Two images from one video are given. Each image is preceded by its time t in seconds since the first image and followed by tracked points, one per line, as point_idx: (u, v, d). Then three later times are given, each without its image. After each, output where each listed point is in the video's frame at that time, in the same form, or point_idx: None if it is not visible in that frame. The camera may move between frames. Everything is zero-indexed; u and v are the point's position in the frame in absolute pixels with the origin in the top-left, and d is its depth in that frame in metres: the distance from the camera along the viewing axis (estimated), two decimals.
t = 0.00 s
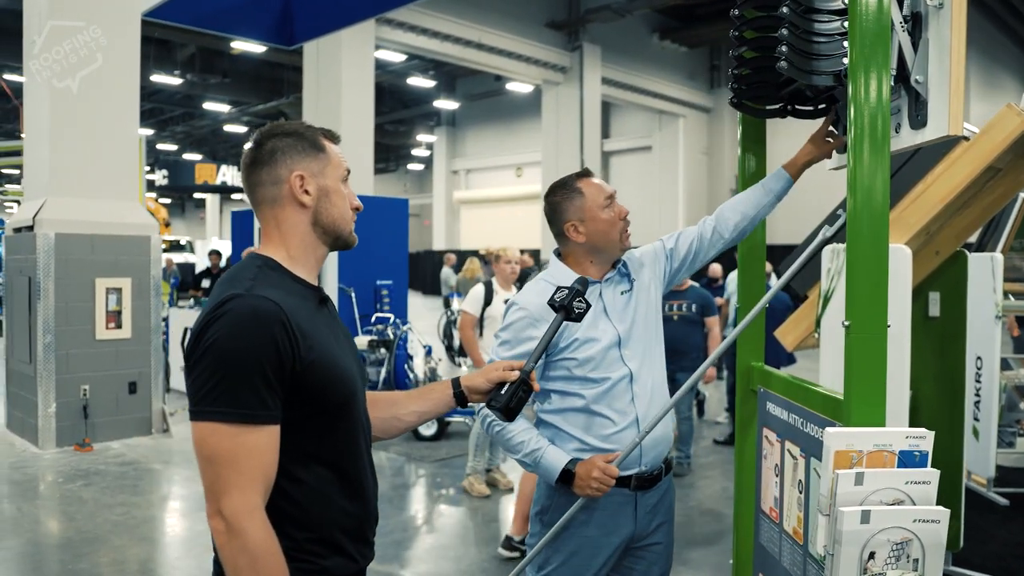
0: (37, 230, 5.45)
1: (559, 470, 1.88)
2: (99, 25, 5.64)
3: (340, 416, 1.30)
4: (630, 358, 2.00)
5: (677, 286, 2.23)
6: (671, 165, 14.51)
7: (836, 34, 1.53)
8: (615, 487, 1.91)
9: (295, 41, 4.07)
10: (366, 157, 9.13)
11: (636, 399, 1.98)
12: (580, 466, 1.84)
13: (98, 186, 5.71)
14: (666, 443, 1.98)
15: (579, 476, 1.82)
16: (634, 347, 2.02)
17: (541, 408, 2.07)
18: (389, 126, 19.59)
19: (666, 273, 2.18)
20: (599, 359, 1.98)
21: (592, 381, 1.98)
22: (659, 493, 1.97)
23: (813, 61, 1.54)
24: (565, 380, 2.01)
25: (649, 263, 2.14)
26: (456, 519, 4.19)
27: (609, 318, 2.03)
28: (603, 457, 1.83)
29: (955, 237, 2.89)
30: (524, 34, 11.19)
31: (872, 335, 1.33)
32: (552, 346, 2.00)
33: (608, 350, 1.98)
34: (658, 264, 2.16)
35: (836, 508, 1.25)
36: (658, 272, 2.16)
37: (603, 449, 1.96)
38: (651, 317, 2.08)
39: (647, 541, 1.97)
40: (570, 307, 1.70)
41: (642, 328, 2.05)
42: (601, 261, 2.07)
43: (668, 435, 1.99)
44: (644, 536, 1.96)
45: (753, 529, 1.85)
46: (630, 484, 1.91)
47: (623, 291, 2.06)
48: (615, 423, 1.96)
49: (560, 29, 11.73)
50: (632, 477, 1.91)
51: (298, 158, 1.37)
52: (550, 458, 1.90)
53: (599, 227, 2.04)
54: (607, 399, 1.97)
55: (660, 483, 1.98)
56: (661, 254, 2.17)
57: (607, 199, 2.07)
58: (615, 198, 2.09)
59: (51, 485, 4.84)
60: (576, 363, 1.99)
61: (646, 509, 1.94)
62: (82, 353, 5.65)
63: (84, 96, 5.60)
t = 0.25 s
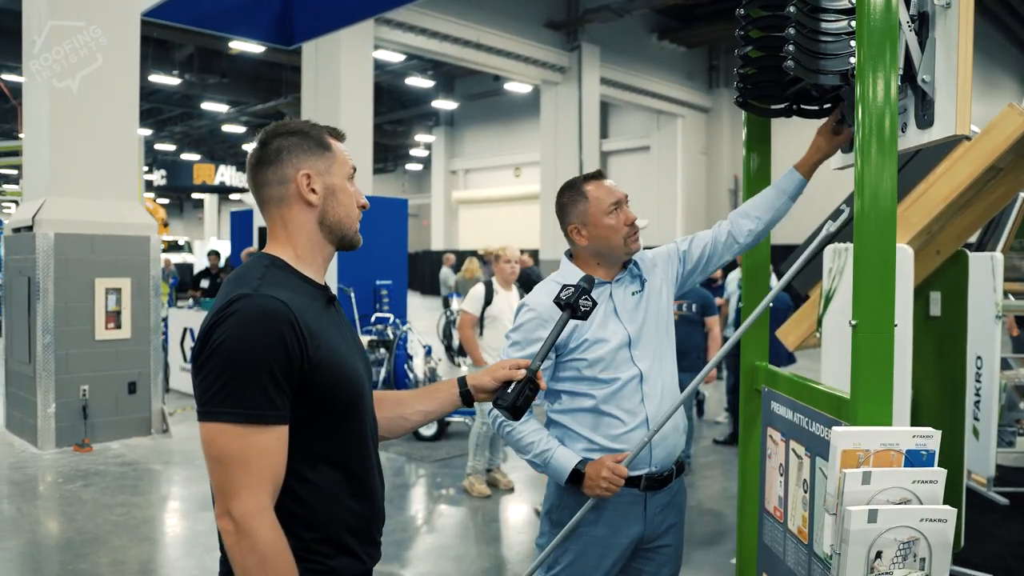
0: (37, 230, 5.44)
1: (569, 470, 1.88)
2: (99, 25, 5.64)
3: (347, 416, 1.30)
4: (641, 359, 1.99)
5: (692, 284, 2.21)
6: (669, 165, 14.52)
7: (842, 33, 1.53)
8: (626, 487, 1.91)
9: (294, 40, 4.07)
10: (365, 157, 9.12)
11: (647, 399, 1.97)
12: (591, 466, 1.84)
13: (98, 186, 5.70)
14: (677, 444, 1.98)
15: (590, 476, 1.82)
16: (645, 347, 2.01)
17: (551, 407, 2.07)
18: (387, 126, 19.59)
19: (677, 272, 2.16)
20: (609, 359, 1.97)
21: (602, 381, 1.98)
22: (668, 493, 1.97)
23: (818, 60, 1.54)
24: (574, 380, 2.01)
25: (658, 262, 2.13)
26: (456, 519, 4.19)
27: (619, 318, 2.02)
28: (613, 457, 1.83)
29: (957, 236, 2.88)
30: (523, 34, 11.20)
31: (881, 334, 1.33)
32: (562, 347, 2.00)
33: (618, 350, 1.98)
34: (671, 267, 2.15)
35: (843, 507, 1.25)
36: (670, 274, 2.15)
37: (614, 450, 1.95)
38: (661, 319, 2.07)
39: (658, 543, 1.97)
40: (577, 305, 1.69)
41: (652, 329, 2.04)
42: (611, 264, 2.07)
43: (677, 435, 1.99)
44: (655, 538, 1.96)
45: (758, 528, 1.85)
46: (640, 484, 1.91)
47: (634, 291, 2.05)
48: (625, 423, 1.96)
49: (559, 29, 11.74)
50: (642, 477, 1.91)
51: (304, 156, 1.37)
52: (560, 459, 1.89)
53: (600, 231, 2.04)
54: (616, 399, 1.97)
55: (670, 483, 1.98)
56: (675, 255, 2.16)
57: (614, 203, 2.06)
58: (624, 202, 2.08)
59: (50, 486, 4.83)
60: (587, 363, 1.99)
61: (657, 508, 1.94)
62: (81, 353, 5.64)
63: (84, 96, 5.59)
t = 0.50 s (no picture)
0: (33, 230, 5.43)
1: (561, 466, 1.90)
2: (99, 25, 5.63)
3: (344, 415, 1.30)
4: (635, 360, 1.98)
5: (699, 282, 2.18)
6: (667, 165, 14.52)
7: (840, 33, 1.53)
8: (618, 485, 1.92)
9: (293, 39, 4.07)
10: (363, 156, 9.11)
11: (639, 400, 1.96)
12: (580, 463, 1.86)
13: (96, 186, 5.70)
14: (673, 446, 1.96)
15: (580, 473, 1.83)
16: (640, 348, 2.00)
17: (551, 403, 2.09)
18: (386, 126, 19.59)
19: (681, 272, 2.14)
20: (602, 360, 1.98)
21: (596, 381, 1.99)
22: (668, 494, 1.97)
23: (815, 61, 1.55)
24: (570, 379, 2.03)
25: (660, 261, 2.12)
26: (454, 519, 4.18)
27: (615, 319, 2.02)
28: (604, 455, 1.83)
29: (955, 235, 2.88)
30: (521, 34, 11.19)
31: (876, 333, 1.33)
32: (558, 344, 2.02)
33: (612, 351, 1.98)
34: (677, 267, 2.13)
35: (840, 506, 1.25)
36: (676, 274, 2.13)
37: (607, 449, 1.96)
38: (664, 320, 2.05)
39: (651, 544, 1.96)
40: (575, 303, 1.69)
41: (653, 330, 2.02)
42: (610, 266, 2.06)
43: (676, 437, 1.97)
44: (647, 538, 1.95)
45: (755, 528, 1.85)
46: (632, 483, 1.91)
47: (636, 292, 2.05)
48: (616, 423, 1.96)
49: (556, 29, 11.74)
50: (633, 478, 1.91)
51: (302, 155, 1.37)
52: (552, 454, 1.92)
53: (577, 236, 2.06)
54: (609, 399, 1.97)
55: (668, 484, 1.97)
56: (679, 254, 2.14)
57: (590, 209, 2.05)
58: (603, 207, 2.05)
59: (47, 486, 4.82)
60: (581, 363, 2.01)
61: (650, 510, 1.93)
62: (78, 353, 5.63)
63: (83, 96, 5.59)
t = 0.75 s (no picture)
0: (30, 230, 5.42)
1: (547, 464, 1.92)
2: (99, 25, 5.64)
3: (340, 415, 1.30)
4: (626, 362, 1.98)
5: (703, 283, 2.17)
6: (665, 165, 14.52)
7: (838, 32, 1.53)
8: (605, 485, 1.91)
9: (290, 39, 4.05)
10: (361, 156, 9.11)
11: (629, 401, 1.96)
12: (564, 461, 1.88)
13: (95, 186, 5.69)
14: (662, 448, 1.95)
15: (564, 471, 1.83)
16: (633, 350, 1.99)
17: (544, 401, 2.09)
18: (383, 126, 19.59)
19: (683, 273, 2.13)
20: (592, 361, 1.98)
21: (585, 381, 1.99)
22: (659, 494, 1.96)
23: (814, 59, 1.54)
24: (561, 378, 2.03)
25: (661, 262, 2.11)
26: (452, 519, 4.18)
27: (608, 320, 2.02)
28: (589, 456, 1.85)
29: (952, 235, 2.88)
30: (519, 34, 11.20)
31: (872, 333, 1.33)
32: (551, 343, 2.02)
33: (602, 352, 1.98)
34: (681, 269, 2.13)
35: (839, 506, 1.25)
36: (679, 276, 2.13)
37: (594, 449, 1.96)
38: (658, 322, 2.05)
39: (640, 544, 1.95)
40: (573, 302, 1.69)
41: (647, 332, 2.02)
42: (605, 266, 2.06)
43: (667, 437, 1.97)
44: (634, 539, 1.94)
45: (754, 528, 1.85)
46: (620, 483, 1.91)
47: (631, 293, 2.04)
48: (604, 424, 1.96)
49: (555, 29, 11.74)
50: (622, 478, 1.91)
51: (301, 154, 1.36)
52: (539, 453, 1.94)
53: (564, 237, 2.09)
54: (599, 399, 1.97)
55: (659, 486, 1.96)
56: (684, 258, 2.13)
57: (572, 208, 2.07)
58: (584, 209, 2.05)
59: (44, 486, 4.81)
60: (571, 363, 2.01)
61: (638, 511, 1.93)
62: (76, 353, 5.62)
63: (84, 96, 5.60)
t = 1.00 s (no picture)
0: (28, 230, 5.41)
1: (537, 464, 1.90)
2: (99, 26, 5.64)
3: (336, 414, 1.29)
4: (613, 363, 1.98)
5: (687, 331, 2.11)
6: (663, 165, 14.52)
7: (837, 31, 1.52)
8: (593, 486, 1.91)
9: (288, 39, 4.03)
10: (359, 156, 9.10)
11: (615, 403, 1.96)
12: (556, 460, 1.86)
13: (94, 186, 5.69)
14: (648, 445, 1.95)
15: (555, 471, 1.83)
16: (620, 351, 2.00)
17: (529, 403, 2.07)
18: (382, 126, 19.58)
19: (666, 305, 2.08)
20: (577, 362, 1.98)
21: (570, 382, 1.99)
22: (647, 494, 1.96)
23: (813, 58, 1.54)
24: (546, 379, 2.03)
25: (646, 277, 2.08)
26: (449, 519, 4.17)
27: (593, 320, 2.03)
28: (580, 454, 1.83)
29: (950, 235, 2.88)
30: (517, 34, 11.19)
31: (870, 332, 1.33)
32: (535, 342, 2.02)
33: (589, 353, 1.98)
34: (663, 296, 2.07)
35: (837, 506, 1.24)
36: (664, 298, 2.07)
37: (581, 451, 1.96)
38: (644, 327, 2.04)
39: (630, 544, 1.95)
40: (566, 303, 1.68)
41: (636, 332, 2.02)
42: (600, 264, 2.07)
43: (654, 436, 1.98)
44: (625, 540, 1.94)
45: (752, 527, 1.84)
46: (608, 484, 1.90)
47: (616, 296, 2.04)
48: (591, 425, 1.96)
49: (553, 29, 11.73)
50: (610, 479, 1.90)
51: (292, 152, 1.36)
52: (528, 453, 1.93)
53: (563, 231, 2.05)
54: (585, 400, 1.97)
55: (646, 485, 1.96)
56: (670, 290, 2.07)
57: (579, 201, 2.05)
58: (592, 202, 2.05)
59: (42, 487, 4.80)
60: (556, 364, 2.01)
61: (627, 511, 1.93)
62: (73, 354, 5.61)
63: (84, 96, 5.60)
